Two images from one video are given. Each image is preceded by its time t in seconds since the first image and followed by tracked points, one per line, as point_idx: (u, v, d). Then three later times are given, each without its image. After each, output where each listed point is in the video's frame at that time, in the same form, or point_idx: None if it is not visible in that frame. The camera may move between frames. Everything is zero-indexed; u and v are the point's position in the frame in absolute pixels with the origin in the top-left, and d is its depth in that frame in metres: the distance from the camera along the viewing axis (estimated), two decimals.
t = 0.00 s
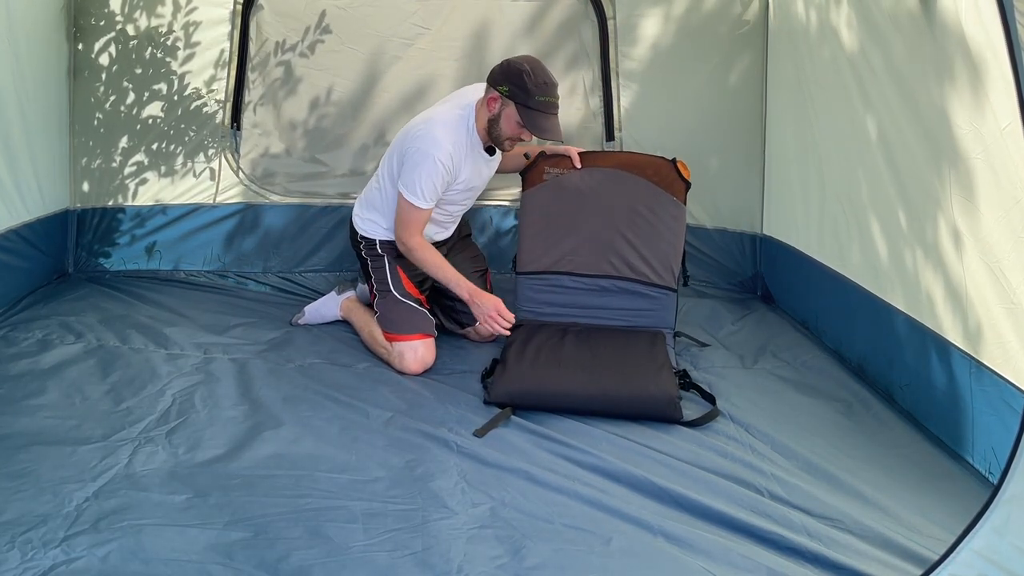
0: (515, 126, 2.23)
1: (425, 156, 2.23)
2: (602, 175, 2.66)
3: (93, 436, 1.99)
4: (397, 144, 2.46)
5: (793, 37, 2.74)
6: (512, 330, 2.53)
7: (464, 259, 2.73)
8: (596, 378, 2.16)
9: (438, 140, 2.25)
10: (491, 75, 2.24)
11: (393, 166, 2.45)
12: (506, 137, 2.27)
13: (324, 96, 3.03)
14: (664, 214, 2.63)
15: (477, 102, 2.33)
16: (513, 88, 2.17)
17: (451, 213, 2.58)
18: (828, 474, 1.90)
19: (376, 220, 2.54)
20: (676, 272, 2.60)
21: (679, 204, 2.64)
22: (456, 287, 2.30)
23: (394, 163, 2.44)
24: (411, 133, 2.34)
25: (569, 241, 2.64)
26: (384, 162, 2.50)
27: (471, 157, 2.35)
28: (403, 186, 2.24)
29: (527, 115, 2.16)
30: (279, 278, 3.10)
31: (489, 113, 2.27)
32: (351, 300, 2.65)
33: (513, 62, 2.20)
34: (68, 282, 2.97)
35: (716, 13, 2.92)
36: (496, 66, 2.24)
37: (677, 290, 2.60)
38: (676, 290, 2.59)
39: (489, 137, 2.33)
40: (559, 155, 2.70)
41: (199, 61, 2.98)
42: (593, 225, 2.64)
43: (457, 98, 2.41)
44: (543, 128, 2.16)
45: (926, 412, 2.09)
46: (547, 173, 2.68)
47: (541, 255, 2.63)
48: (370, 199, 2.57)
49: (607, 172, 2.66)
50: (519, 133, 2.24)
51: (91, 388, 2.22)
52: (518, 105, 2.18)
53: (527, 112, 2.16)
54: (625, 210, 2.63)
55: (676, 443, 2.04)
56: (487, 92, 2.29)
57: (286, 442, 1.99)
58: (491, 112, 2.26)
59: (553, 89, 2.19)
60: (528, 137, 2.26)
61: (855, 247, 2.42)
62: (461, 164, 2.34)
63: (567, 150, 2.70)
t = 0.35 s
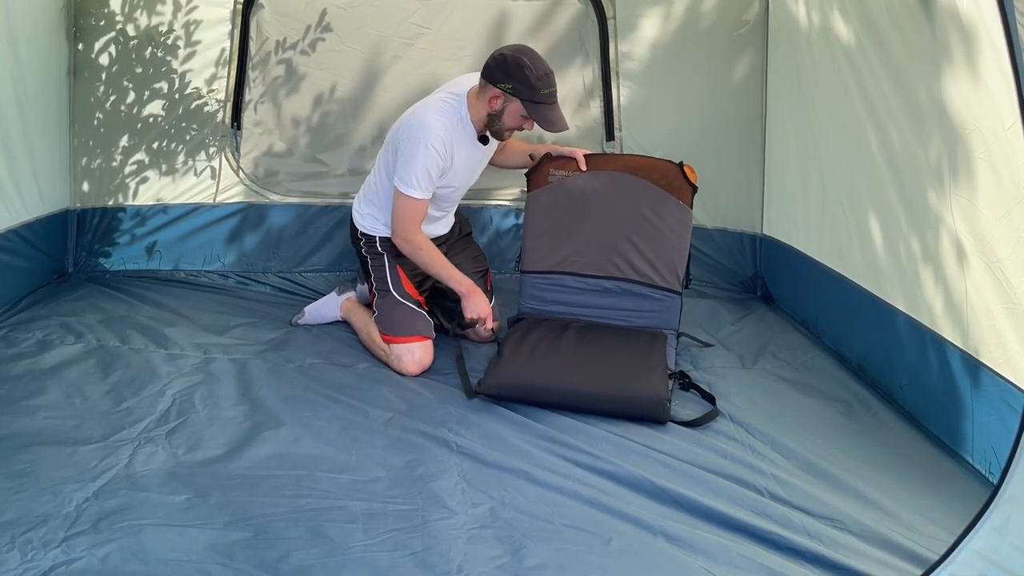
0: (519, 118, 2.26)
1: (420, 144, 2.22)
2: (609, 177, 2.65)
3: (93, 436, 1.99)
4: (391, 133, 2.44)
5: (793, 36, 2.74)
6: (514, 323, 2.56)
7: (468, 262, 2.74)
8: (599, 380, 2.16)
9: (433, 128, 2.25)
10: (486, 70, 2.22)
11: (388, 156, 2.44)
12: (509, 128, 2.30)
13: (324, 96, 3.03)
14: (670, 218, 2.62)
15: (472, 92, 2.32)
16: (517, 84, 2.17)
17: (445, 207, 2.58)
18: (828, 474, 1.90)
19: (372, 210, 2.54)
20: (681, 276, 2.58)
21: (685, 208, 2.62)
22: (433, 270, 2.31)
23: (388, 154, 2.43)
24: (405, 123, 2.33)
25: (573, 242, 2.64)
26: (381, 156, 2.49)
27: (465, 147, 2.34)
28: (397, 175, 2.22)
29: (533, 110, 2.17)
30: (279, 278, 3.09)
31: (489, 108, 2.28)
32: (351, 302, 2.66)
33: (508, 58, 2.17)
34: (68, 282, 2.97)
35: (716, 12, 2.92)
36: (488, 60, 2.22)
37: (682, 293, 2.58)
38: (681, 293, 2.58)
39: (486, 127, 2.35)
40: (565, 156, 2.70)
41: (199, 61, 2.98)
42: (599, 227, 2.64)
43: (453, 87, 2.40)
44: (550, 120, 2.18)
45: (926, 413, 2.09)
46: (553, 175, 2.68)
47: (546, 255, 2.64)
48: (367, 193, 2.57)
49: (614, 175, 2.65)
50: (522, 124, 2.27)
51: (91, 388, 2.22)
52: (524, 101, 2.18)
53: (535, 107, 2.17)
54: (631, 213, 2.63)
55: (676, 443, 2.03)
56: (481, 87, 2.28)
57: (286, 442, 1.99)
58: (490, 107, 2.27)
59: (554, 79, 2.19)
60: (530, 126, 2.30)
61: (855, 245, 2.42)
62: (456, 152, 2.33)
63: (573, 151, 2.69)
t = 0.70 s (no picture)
0: (535, 76, 2.22)
1: (444, 118, 2.21)
2: (608, 177, 2.66)
3: (93, 436, 1.99)
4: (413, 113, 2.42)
5: (793, 37, 2.73)
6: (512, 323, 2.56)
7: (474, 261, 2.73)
8: (597, 381, 2.16)
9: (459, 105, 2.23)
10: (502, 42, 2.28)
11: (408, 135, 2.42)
12: (529, 92, 2.25)
13: (323, 96, 3.03)
14: (670, 219, 2.61)
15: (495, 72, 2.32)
16: (527, 37, 2.20)
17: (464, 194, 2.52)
18: (828, 474, 1.90)
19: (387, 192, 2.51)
20: (679, 277, 2.57)
21: (685, 210, 2.61)
22: (445, 245, 2.27)
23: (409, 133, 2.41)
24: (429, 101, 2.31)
25: (571, 242, 2.64)
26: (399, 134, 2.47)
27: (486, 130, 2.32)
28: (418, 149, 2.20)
29: (548, 55, 2.17)
30: (279, 278, 3.09)
31: (507, 75, 2.27)
32: (352, 301, 2.65)
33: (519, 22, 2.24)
34: (68, 283, 2.97)
35: (715, 13, 2.92)
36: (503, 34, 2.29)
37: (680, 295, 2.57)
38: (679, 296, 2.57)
39: (510, 103, 2.31)
40: (564, 155, 2.70)
41: (198, 62, 2.98)
42: (597, 227, 2.64)
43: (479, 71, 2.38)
44: (564, 63, 2.17)
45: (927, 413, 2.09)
46: (552, 174, 2.68)
47: (546, 254, 2.65)
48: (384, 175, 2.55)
49: (613, 175, 2.65)
50: (541, 83, 2.23)
51: (91, 388, 2.22)
52: (534, 50, 2.19)
53: (545, 52, 2.17)
54: (630, 213, 2.63)
55: (676, 443, 2.03)
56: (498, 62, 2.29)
57: (286, 443, 1.99)
58: (508, 72, 2.27)
59: (563, 33, 2.22)
60: (550, 87, 2.25)
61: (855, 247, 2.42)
62: (479, 134, 2.31)
63: (573, 150, 2.69)
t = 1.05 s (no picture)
0: (539, 86, 2.22)
1: (461, 124, 2.19)
2: (610, 179, 2.66)
3: (93, 436, 1.99)
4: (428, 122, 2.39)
5: (792, 37, 2.73)
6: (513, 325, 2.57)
7: (477, 263, 2.73)
8: (598, 381, 2.16)
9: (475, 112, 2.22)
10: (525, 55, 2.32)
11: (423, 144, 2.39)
12: (531, 100, 2.24)
13: (323, 96, 3.03)
14: (670, 222, 2.62)
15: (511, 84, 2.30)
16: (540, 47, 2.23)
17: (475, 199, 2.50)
18: (828, 474, 1.90)
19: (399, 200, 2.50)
20: (680, 281, 2.58)
21: (685, 213, 2.63)
22: (478, 241, 2.10)
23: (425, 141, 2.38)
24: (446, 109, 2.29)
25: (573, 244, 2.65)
26: (411, 140, 2.45)
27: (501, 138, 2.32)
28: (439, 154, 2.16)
29: (550, 64, 2.18)
30: (278, 278, 3.09)
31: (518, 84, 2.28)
32: (352, 301, 2.65)
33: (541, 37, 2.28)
34: (68, 282, 2.97)
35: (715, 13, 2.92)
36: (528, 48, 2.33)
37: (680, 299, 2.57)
38: (679, 299, 2.57)
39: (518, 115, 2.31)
40: (567, 157, 2.71)
41: (198, 63, 2.98)
42: (598, 229, 2.64)
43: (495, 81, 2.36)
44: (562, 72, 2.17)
45: (926, 413, 2.09)
46: (554, 176, 2.70)
47: (547, 254, 2.65)
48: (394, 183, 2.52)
49: (615, 177, 2.66)
50: (543, 94, 2.22)
51: (90, 388, 2.22)
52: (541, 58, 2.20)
53: (549, 60, 2.18)
54: (631, 215, 2.63)
55: (676, 443, 2.03)
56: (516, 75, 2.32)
57: (286, 443, 1.99)
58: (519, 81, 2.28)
59: (579, 48, 2.23)
60: (553, 100, 2.23)
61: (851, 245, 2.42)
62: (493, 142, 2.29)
63: (576, 152, 2.70)
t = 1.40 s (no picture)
0: (570, 124, 2.13)
1: (470, 143, 2.11)
2: (611, 179, 2.64)
3: (93, 436, 1.99)
4: (435, 132, 2.31)
5: (792, 36, 2.73)
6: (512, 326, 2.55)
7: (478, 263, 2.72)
8: (598, 381, 2.16)
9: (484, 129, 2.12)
10: (535, 78, 2.11)
11: (431, 155, 2.32)
12: (559, 135, 2.17)
13: (323, 97, 3.03)
14: (671, 223, 2.60)
15: (521, 99, 2.17)
16: (565, 88, 2.07)
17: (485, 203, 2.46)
18: (829, 473, 1.90)
19: (406, 208, 2.46)
20: (680, 281, 2.58)
21: (686, 214, 2.60)
22: (487, 284, 2.15)
23: (434, 154, 2.31)
24: (454, 126, 2.20)
25: (574, 245, 2.65)
26: (419, 150, 2.37)
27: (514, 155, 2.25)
28: (456, 182, 2.09)
29: (586, 113, 2.07)
30: (278, 279, 3.10)
31: (537, 116, 2.15)
32: (353, 302, 2.65)
33: (557, 61, 2.07)
34: (68, 283, 2.97)
35: (714, 13, 2.92)
36: (536, 67, 2.11)
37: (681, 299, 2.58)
38: (679, 299, 2.57)
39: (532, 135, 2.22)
40: (567, 157, 2.68)
41: (197, 63, 2.98)
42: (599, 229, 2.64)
43: (500, 88, 2.25)
44: (601, 122, 2.07)
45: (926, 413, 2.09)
46: (555, 176, 2.67)
47: (547, 255, 2.65)
48: (399, 189, 2.46)
49: (616, 177, 2.64)
50: (573, 131, 2.15)
51: (90, 388, 2.22)
52: (575, 105, 2.08)
53: (585, 109, 2.07)
54: (632, 216, 2.62)
55: (675, 443, 2.03)
56: (529, 93, 2.15)
57: (286, 443, 1.99)
58: (540, 114, 2.14)
59: (603, 82, 2.10)
60: (580, 133, 2.18)
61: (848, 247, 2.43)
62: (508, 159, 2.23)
63: (576, 153, 2.67)
